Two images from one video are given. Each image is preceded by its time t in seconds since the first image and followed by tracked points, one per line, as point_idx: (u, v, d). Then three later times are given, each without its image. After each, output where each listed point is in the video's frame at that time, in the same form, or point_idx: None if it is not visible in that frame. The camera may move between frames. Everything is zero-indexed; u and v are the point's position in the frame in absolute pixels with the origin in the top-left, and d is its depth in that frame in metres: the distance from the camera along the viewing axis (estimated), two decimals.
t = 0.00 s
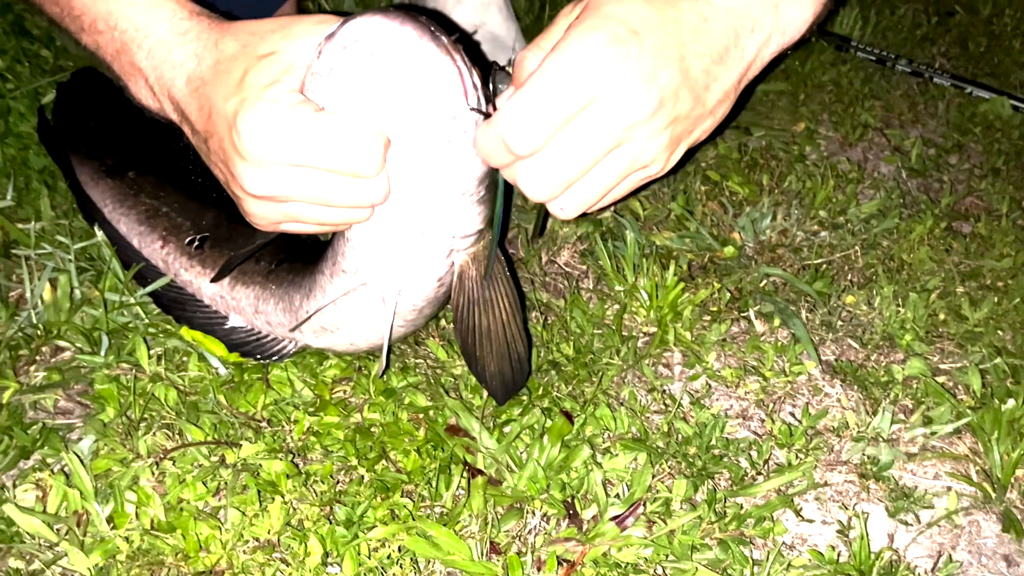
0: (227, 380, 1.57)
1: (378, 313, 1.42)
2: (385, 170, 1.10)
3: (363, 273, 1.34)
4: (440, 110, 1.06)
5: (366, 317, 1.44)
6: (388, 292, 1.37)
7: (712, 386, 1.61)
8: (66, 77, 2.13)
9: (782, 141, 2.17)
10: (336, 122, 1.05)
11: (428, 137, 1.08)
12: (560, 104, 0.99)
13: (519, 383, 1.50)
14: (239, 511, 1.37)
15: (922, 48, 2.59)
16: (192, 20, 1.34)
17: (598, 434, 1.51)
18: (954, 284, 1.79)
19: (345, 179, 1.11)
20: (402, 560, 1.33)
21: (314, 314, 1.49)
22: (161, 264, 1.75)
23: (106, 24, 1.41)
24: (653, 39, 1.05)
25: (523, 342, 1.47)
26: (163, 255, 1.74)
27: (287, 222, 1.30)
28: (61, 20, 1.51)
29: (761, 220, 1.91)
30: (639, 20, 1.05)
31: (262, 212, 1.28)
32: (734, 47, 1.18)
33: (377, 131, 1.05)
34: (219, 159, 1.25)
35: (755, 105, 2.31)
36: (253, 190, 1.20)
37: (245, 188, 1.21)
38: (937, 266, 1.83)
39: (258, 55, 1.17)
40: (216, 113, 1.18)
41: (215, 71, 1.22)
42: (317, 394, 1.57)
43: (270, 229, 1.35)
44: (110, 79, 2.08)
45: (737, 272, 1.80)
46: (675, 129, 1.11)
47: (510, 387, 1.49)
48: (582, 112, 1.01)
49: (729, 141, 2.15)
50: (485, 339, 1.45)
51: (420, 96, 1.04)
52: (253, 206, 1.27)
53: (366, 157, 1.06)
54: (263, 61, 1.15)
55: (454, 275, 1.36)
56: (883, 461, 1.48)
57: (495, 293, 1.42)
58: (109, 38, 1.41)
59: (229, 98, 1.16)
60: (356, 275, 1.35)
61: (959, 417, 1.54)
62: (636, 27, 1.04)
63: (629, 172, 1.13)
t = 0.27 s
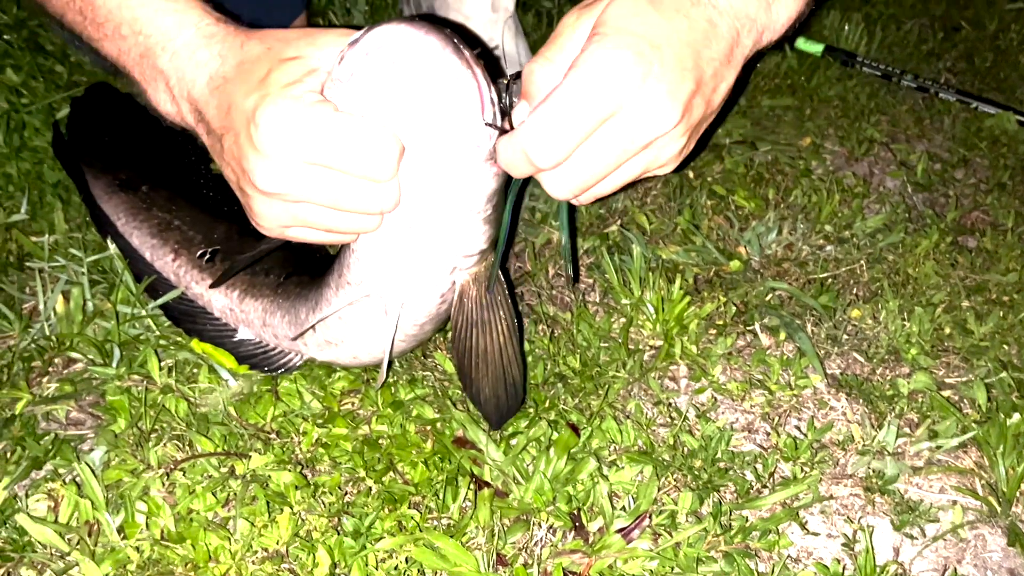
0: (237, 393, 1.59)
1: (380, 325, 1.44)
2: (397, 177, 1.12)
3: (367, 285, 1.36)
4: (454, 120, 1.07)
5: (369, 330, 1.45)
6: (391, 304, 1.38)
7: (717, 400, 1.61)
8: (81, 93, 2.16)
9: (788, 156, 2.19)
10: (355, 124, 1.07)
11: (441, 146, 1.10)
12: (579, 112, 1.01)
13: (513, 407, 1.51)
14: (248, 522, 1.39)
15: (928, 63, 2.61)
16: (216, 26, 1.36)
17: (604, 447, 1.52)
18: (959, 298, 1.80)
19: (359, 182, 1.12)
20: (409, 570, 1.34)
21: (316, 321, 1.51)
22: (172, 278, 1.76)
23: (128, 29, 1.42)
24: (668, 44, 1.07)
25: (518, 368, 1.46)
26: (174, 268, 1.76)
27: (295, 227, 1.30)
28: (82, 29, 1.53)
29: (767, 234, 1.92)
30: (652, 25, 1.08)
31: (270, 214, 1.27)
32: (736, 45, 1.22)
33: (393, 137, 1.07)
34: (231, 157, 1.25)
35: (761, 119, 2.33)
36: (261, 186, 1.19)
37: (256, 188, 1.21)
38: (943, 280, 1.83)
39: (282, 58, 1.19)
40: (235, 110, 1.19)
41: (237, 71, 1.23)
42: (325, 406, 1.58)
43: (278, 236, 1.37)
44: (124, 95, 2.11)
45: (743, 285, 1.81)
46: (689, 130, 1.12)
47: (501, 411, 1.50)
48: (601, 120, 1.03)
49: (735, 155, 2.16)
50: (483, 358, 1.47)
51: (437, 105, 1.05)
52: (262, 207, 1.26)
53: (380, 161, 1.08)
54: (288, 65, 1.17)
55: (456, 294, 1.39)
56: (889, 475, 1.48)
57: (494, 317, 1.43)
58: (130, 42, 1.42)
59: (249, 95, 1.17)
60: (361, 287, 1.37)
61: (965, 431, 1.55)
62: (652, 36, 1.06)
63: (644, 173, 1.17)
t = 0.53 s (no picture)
0: (243, 396, 1.60)
1: (387, 331, 1.45)
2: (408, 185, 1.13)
3: (374, 292, 1.37)
4: (465, 129, 1.08)
5: (375, 335, 1.47)
6: (398, 312, 1.40)
7: (721, 404, 1.62)
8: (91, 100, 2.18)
9: (792, 163, 2.19)
10: (367, 132, 1.08)
11: (453, 153, 1.11)
12: (583, 102, 1.02)
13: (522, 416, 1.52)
14: (254, 524, 1.39)
15: (932, 72, 2.62)
16: (225, 38, 1.37)
17: (608, 450, 1.53)
18: (963, 304, 1.80)
19: (370, 191, 1.13)
20: (414, 572, 1.35)
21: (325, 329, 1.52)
22: (180, 282, 1.78)
23: (138, 42, 1.43)
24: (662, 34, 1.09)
25: (525, 376, 1.48)
26: (182, 273, 1.78)
27: (305, 237, 1.30)
28: (93, 43, 1.54)
29: (771, 240, 1.93)
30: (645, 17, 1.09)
31: (280, 224, 1.27)
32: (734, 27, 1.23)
33: (405, 146, 1.08)
34: (242, 168, 1.25)
35: (765, 127, 2.34)
36: (273, 197, 1.20)
37: (268, 198, 1.22)
38: (946, 286, 1.84)
39: (293, 68, 1.21)
40: (246, 121, 1.20)
41: (247, 82, 1.24)
42: (331, 409, 1.59)
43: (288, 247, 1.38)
44: (133, 102, 2.13)
45: (747, 291, 1.82)
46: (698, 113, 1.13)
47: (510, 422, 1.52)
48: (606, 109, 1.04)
49: (740, 162, 2.17)
50: (488, 364, 1.47)
51: (447, 114, 1.07)
52: (272, 217, 1.27)
53: (392, 169, 1.09)
54: (298, 75, 1.19)
55: (463, 300, 1.40)
56: (892, 480, 1.49)
57: (501, 326, 1.44)
58: (140, 56, 1.43)
59: (260, 106, 1.18)
60: (367, 294, 1.39)
61: (968, 436, 1.55)
62: (646, 26, 1.08)
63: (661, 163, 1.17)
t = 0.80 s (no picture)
0: (249, 401, 1.61)
1: (393, 348, 1.47)
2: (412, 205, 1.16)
3: (381, 309, 1.39)
4: (468, 151, 1.10)
5: (381, 352, 1.48)
6: (403, 329, 1.42)
7: (725, 410, 1.63)
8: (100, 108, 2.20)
9: (796, 170, 2.20)
10: (375, 152, 1.10)
11: (456, 175, 1.13)
12: (604, 146, 1.12)
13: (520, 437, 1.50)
14: (259, 528, 1.40)
15: (935, 81, 2.63)
16: (241, 53, 1.37)
17: (612, 456, 1.54)
18: (966, 311, 1.81)
19: (375, 210, 1.15)
20: None
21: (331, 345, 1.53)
22: (187, 288, 1.79)
23: (154, 56, 1.44)
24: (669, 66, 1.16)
25: (524, 398, 1.46)
26: (189, 278, 1.79)
27: (310, 251, 1.32)
28: (109, 57, 1.53)
29: (774, 247, 1.93)
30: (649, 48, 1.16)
31: (286, 237, 1.29)
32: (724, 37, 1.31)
33: (410, 167, 1.11)
34: (251, 180, 1.26)
35: (769, 135, 2.35)
36: (280, 209, 1.21)
37: (274, 211, 1.23)
38: (949, 292, 1.84)
39: (306, 85, 1.21)
40: (257, 134, 1.21)
41: (261, 96, 1.25)
42: (336, 414, 1.60)
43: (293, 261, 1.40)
44: (142, 109, 2.15)
45: (750, 297, 1.83)
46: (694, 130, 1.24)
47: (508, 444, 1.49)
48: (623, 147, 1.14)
49: (743, 170, 2.18)
50: (489, 384, 1.47)
51: (451, 137, 1.08)
52: (279, 230, 1.28)
53: (397, 189, 1.11)
54: (311, 91, 1.20)
55: (467, 320, 1.42)
56: (895, 486, 1.49)
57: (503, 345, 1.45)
58: (155, 70, 1.44)
59: (271, 121, 1.19)
60: (374, 311, 1.40)
61: (971, 443, 1.56)
62: (653, 61, 1.15)
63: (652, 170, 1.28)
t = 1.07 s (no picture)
0: (251, 403, 1.61)
1: (400, 358, 1.47)
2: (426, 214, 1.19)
3: (388, 318, 1.40)
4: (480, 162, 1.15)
5: (387, 360, 1.49)
6: (410, 339, 1.42)
7: (727, 414, 1.62)
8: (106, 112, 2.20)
9: (799, 175, 2.20)
10: (391, 160, 1.13)
11: (469, 187, 1.18)
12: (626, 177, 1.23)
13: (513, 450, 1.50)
14: (260, 530, 1.40)
15: (939, 86, 2.63)
16: (257, 63, 1.37)
17: (614, 459, 1.53)
18: (970, 316, 1.80)
19: (391, 217, 1.17)
20: None
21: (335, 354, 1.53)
22: (190, 290, 1.80)
23: (170, 65, 1.42)
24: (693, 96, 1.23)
25: (523, 415, 1.49)
26: (192, 281, 1.80)
27: (321, 260, 1.32)
28: (123, 67, 1.51)
29: (777, 251, 1.93)
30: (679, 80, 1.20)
31: (298, 245, 1.28)
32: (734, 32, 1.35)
33: (425, 176, 1.14)
34: (265, 188, 1.26)
35: (772, 140, 2.35)
36: (293, 215, 1.21)
37: (288, 218, 1.23)
38: (953, 297, 1.84)
39: (324, 94, 1.23)
40: (274, 141, 1.21)
41: (279, 105, 1.25)
42: (338, 417, 1.60)
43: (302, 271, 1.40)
44: (146, 113, 2.16)
45: (753, 301, 1.82)
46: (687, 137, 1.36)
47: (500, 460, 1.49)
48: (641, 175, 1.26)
49: (746, 175, 2.18)
50: (487, 400, 1.50)
51: (465, 146, 1.13)
52: (291, 237, 1.28)
53: (412, 197, 1.14)
54: (329, 101, 1.21)
55: (470, 335, 1.45)
56: (898, 490, 1.48)
57: (505, 359, 1.49)
58: (171, 79, 1.42)
59: (289, 128, 1.20)
60: (381, 320, 1.41)
61: (975, 447, 1.55)
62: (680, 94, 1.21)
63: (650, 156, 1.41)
